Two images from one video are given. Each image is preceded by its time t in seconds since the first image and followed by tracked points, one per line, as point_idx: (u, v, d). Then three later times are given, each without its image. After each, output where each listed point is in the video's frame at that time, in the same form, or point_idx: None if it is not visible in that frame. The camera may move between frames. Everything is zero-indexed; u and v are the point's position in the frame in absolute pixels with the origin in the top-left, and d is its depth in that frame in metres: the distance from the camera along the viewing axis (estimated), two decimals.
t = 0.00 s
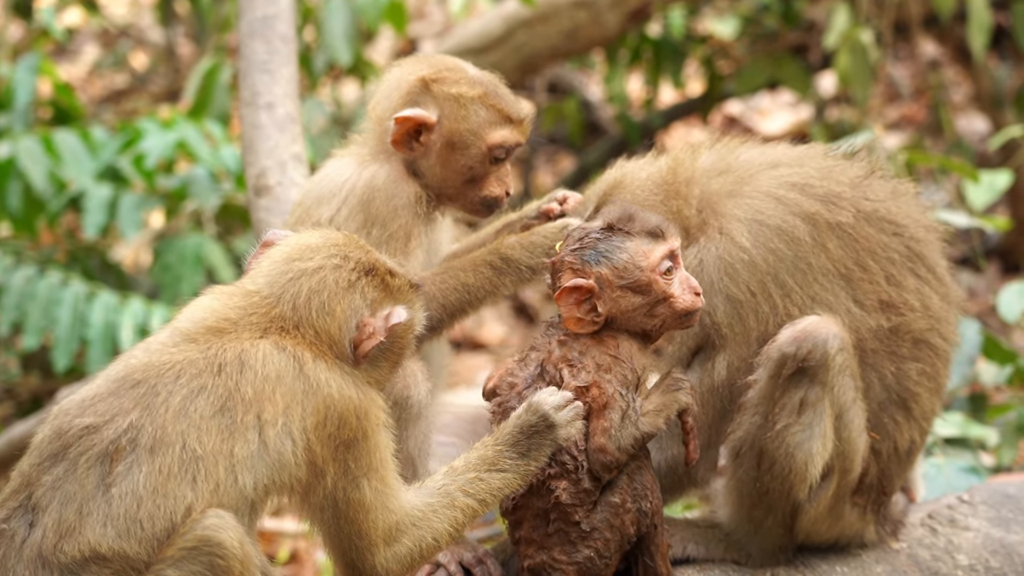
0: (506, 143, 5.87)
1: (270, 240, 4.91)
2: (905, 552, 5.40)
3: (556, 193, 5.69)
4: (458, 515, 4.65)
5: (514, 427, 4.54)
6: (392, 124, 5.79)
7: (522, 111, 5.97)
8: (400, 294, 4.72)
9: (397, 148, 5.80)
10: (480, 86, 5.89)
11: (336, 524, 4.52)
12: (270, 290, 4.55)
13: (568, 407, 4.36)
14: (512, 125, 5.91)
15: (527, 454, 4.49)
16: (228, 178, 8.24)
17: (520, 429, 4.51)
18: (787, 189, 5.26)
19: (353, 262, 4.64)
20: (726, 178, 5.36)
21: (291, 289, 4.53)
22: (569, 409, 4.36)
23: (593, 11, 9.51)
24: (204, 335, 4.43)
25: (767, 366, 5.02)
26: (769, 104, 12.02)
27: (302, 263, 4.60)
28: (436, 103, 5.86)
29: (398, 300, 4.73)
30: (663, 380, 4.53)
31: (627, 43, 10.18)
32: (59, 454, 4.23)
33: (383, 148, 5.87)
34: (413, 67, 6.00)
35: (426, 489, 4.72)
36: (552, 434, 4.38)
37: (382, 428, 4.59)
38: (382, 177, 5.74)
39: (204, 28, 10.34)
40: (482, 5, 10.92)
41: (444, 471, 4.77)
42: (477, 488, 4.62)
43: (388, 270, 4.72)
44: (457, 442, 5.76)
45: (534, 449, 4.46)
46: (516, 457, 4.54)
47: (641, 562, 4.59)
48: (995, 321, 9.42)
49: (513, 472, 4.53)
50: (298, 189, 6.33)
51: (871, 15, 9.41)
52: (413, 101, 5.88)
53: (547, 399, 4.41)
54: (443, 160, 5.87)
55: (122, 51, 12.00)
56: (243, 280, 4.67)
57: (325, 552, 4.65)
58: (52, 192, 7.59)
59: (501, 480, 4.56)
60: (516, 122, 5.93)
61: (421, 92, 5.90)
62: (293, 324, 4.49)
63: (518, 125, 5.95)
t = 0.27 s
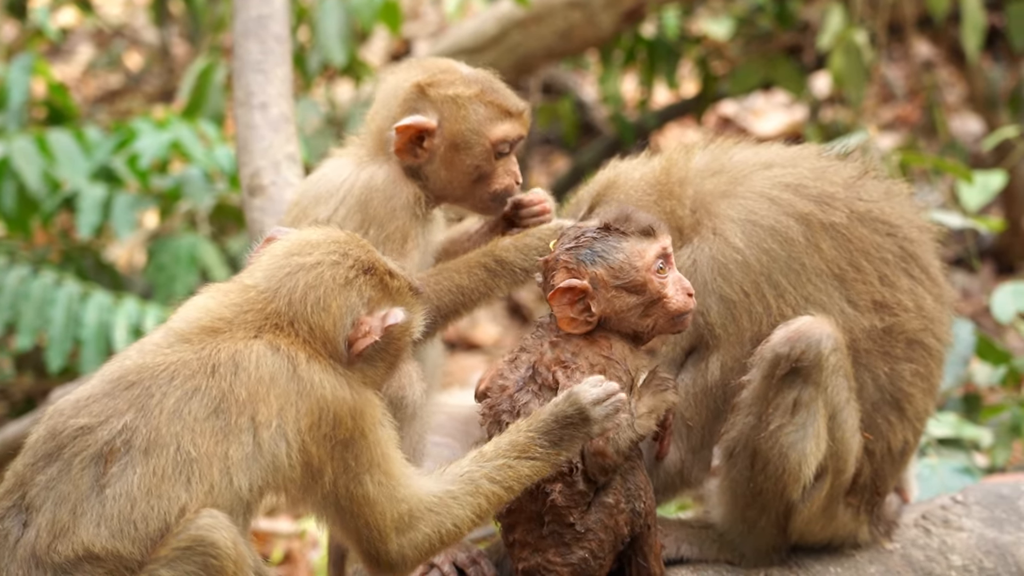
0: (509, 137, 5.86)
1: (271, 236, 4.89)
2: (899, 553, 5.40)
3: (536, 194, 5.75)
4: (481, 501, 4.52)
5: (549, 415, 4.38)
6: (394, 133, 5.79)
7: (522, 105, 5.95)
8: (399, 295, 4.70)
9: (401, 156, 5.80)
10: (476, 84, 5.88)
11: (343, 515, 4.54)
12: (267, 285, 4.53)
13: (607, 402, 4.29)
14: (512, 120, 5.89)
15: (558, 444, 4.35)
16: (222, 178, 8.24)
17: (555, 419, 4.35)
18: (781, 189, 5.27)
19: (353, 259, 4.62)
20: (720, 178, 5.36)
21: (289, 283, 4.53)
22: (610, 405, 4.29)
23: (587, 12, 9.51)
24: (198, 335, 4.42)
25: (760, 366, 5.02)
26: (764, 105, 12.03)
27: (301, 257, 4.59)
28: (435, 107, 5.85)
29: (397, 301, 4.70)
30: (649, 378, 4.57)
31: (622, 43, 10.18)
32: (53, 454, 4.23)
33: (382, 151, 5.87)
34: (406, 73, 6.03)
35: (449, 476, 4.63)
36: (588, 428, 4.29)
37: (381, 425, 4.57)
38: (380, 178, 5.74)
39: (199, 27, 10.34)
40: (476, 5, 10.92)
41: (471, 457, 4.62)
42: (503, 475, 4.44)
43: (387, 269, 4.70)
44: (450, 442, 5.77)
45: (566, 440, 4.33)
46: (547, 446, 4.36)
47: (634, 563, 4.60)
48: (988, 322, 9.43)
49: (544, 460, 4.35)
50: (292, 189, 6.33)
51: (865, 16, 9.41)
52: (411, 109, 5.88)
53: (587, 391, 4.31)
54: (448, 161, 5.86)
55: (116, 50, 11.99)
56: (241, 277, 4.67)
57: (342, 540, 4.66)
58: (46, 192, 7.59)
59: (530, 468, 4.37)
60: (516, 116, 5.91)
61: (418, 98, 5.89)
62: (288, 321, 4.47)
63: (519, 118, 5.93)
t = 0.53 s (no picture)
0: (502, 139, 5.85)
1: (271, 234, 4.84)
2: (892, 553, 5.41)
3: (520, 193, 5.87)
4: (494, 485, 4.48)
5: (555, 401, 4.42)
6: (386, 129, 5.80)
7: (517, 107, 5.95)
8: (399, 294, 4.64)
9: (392, 153, 5.80)
10: (472, 84, 5.88)
11: (355, 507, 4.54)
12: (264, 283, 4.51)
13: (611, 385, 4.35)
14: (506, 121, 5.89)
15: (564, 430, 4.39)
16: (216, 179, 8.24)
17: (561, 405, 4.40)
18: (774, 190, 5.27)
19: (352, 257, 4.57)
20: (714, 179, 5.36)
21: (286, 281, 4.49)
22: (613, 390, 4.35)
23: (582, 12, 9.51)
24: (194, 335, 4.42)
25: (754, 367, 5.02)
26: (758, 105, 12.04)
27: (300, 255, 4.55)
28: (429, 105, 5.85)
29: (396, 300, 4.64)
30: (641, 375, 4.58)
31: (616, 44, 10.18)
32: (48, 454, 4.23)
33: (375, 150, 5.88)
34: (403, 71, 6.02)
35: (460, 462, 4.62)
36: (593, 414, 4.34)
37: (384, 419, 4.56)
38: (374, 178, 5.74)
39: (193, 28, 10.35)
40: (471, 5, 10.92)
41: (482, 442, 4.61)
42: (514, 460, 4.43)
43: (386, 268, 4.64)
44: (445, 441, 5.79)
45: (573, 426, 4.38)
46: (555, 431, 4.40)
47: (627, 564, 4.60)
48: (983, 322, 9.44)
49: (551, 446, 4.39)
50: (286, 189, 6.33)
51: (860, 16, 9.41)
52: (405, 105, 5.87)
53: (589, 376, 4.38)
54: (440, 160, 5.86)
55: (111, 51, 11.99)
56: (240, 275, 4.65)
57: (357, 530, 4.68)
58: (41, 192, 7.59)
59: (539, 453, 4.40)
60: (511, 118, 5.91)
61: (413, 95, 5.89)
62: (285, 319, 4.45)
63: (514, 120, 5.93)
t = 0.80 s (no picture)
0: (494, 143, 5.86)
1: (262, 233, 4.85)
2: (886, 552, 5.42)
3: (535, 198, 5.63)
4: (487, 481, 4.50)
5: (540, 396, 4.48)
6: (380, 125, 5.80)
7: (511, 111, 5.96)
8: (391, 291, 4.64)
9: (384, 150, 5.81)
10: (467, 86, 5.89)
11: (352, 506, 4.54)
12: (256, 282, 4.51)
13: (590, 363, 4.42)
14: (500, 125, 5.90)
15: (552, 424, 4.44)
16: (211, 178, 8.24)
17: (546, 398, 4.46)
18: (768, 189, 5.28)
19: (343, 255, 4.57)
20: (707, 179, 5.37)
21: (279, 279, 4.50)
22: (591, 371, 4.42)
23: (577, 12, 9.52)
24: (187, 335, 4.42)
25: (748, 366, 5.03)
26: (753, 105, 12.06)
27: (292, 253, 4.55)
28: (423, 104, 5.86)
29: (389, 297, 4.64)
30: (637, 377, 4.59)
31: (611, 44, 10.19)
32: (42, 454, 4.24)
33: (369, 149, 5.88)
34: (399, 69, 6.01)
35: (453, 460, 4.64)
36: (577, 401, 4.41)
37: (379, 416, 4.57)
38: (367, 178, 5.75)
39: (188, 28, 10.36)
40: (465, 5, 10.92)
41: (473, 439, 4.64)
42: (506, 455, 4.47)
43: (378, 265, 4.64)
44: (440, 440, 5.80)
45: (560, 417, 4.43)
46: (544, 425, 4.45)
47: (623, 563, 4.60)
48: (977, 322, 9.45)
49: (540, 441, 4.43)
50: (280, 189, 6.33)
51: (854, 16, 9.41)
52: (399, 103, 5.88)
53: (562, 361, 4.44)
54: (432, 160, 5.87)
55: (106, 51, 11.99)
56: (232, 274, 4.65)
57: (356, 529, 4.67)
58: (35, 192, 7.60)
59: (529, 449, 4.43)
60: (505, 122, 5.93)
61: (408, 93, 5.90)
62: (278, 319, 4.45)
63: (507, 124, 5.94)
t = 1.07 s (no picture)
0: (490, 144, 5.87)
1: (258, 229, 4.85)
2: (881, 551, 5.43)
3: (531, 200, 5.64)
4: (482, 475, 4.51)
5: (535, 387, 4.46)
6: (377, 125, 5.78)
7: (507, 112, 5.97)
8: (387, 288, 4.64)
9: (380, 149, 5.79)
10: (465, 87, 5.89)
11: (348, 503, 4.55)
12: (252, 280, 4.50)
13: (585, 362, 4.43)
14: (496, 126, 5.91)
15: (547, 415, 4.43)
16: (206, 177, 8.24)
17: (542, 389, 4.44)
18: (764, 188, 5.28)
19: (339, 252, 4.56)
20: (704, 177, 5.37)
21: (274, 277, 4.49)
22: (586, 366, 4.43)
23: (572, 11, 9.52)
24: (183, 333, 4.42)
25: (744, 365, 5.03)
26: (748, 104, 12.06)
27: (287, 250, 4.54)
28: (420, 104, 5.86)
29: (385, 294, 4.64)
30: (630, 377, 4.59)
31: (606, 43, 10.19)
32: (38, 452, 4.24)
33: (365, 148, 5.87)
34: (397, 68, 6.00)
35: (447, 454, 4.64)
36: (573, 394, 4.40)
37: (375, 414, 4.57)
38: (362, 177, 5.75)
39: (183, 27, 10.35)
40: (461, 4, 10.92)
41: (468, 432, 4.63)
42: (500, 448, 4.46)
43: (374, 262, 4.64)
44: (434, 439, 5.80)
45: (555, 409, 4.42)
46: (539, 418, 4.44)
47: (618, 561, 4.60)
48: (971, 320, 9.48)
49: (534, 432, 4.42)
50: (276, 188, 6.34)
51: (850, 15, 9.41)
52: (397, 102, 5.88)
53: (566, 358, 4.43)
54: (428, 161, 5.88)
55: (101, 50, 11.98)
56: (228, 272, 4.64)
57: (353, 526, 4.67)
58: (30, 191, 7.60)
59: (523, 441, 4.43)
60: (501, 123, 5.94)
61: (406, 93, 5.90)
62: (273, 316, 4.45)
63: (503, 126, 5.96)
